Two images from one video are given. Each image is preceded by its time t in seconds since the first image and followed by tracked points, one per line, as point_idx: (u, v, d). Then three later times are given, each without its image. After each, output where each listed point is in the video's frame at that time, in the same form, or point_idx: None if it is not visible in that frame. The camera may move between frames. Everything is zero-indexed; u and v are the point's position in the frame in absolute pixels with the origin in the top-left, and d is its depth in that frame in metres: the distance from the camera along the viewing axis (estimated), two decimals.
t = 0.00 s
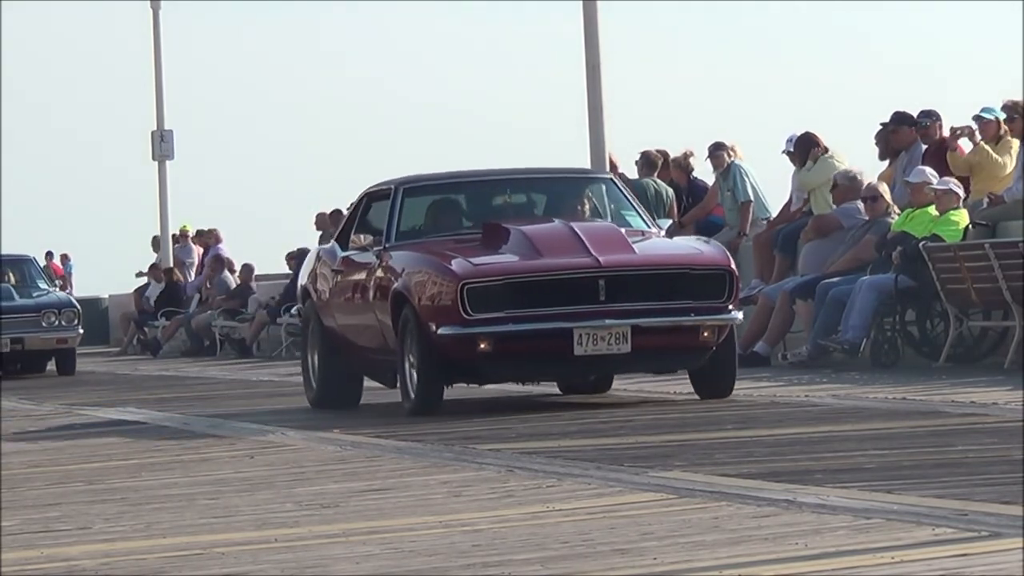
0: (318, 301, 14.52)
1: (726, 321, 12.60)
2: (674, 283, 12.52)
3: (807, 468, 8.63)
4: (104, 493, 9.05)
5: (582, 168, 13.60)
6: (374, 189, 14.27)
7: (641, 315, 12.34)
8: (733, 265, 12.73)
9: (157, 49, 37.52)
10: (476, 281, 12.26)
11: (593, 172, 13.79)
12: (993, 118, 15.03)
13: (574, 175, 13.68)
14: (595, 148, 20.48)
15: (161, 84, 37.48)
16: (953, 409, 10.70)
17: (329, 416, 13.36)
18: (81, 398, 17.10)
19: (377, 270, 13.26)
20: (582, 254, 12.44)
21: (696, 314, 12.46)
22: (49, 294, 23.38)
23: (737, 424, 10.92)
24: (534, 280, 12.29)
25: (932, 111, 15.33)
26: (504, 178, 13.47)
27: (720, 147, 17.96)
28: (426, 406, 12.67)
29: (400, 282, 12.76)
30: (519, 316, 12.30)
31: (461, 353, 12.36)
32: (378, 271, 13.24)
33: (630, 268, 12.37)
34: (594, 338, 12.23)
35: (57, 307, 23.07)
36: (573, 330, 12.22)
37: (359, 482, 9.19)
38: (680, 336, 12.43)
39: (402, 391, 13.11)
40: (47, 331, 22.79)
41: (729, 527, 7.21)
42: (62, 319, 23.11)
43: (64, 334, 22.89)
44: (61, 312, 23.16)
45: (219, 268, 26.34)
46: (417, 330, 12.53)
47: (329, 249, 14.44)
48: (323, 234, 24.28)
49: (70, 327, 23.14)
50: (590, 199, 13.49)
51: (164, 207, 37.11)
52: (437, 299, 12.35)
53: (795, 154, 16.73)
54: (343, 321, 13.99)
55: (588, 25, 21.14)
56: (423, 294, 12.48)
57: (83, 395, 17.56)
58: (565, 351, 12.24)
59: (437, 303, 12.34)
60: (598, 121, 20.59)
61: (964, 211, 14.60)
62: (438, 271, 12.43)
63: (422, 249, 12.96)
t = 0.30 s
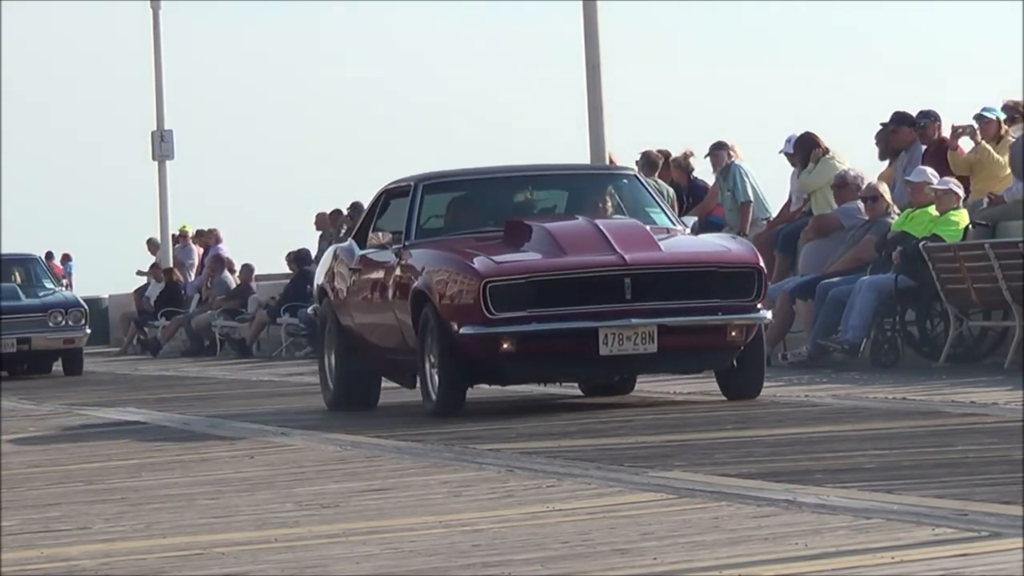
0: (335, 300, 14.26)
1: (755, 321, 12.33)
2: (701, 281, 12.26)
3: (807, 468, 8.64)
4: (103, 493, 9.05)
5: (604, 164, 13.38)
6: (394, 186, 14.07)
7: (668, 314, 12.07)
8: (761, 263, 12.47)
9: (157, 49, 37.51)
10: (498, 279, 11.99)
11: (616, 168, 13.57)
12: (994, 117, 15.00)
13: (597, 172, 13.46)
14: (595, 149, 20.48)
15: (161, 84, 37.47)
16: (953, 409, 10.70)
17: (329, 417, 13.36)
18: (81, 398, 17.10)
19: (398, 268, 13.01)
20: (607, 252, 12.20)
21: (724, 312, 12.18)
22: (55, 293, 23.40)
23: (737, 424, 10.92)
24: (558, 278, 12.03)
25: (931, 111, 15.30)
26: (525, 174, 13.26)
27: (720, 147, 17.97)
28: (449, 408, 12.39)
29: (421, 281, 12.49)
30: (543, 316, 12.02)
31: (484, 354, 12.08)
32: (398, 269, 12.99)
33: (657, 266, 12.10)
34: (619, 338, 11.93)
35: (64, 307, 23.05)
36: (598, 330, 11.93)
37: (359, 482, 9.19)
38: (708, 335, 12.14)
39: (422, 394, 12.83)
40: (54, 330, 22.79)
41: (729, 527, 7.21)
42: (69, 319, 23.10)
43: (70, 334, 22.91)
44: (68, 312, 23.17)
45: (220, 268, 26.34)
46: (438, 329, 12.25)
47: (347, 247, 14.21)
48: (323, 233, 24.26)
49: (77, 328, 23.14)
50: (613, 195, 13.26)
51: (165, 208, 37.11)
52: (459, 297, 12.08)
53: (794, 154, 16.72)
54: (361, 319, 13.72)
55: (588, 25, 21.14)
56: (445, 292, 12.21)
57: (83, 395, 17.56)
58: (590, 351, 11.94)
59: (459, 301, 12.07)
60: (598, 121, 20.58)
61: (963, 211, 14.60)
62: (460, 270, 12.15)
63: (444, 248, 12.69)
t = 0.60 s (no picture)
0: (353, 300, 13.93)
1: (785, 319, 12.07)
2: (733, 279, 12.01)
3: (807, 468, 8.64)
4: (104, 493, 9.05)
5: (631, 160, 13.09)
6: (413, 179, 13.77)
7: (697, 313, 11.81)
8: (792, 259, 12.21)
9: (157, 49, 37.50)
10: (524, 275, 11.68)
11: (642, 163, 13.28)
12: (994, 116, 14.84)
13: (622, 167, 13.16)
14: (595, 149, 20.49)
15: (162, 84, 37.47)
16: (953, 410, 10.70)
17: (330, 417, 13.39)
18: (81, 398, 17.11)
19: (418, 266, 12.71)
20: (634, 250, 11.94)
21: (755, 311, 11.92)
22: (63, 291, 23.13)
23: (737, 425, 10.93)
24: (584, 275, 11.74)
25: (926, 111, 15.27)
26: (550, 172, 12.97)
27: (719, 146, 18.00)
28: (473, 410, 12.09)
29: (442, 279, 12.17)
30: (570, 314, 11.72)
31: (508, 353, 11.74)
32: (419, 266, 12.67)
33: (687, 264, 11.85)
34: (648, 337, 11.66)
35: (71, 307, 22.71)
36: (626, 328, 11.64)
37: (359, 482, 9.19)
38: (738, 334, 11.89)
39: (446, 394, 12.52)
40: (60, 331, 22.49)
41: (728, 527, 7.21)
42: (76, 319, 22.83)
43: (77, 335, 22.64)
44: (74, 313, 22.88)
45: (219, 268, 26.32)
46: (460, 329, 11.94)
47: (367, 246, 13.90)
48: (323, 232, 24.23)
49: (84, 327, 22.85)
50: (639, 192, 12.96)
51: (165, 209, 37.11)
52: (482, 295, 11.75)
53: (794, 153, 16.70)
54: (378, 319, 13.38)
55: (588, 25, 21.13)
56: (468, 289, 11.88)
57: (83, 395, 17.56)
58: (618, 350, 11.65)
59: (482, 299, 11.73)
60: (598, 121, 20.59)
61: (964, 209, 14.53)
62: (483, 266, 11.84)
63: (465, 244, 12.39)
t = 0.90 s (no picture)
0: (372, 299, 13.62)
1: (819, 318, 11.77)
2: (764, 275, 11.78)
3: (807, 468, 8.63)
4: (104, 493, 9.05)
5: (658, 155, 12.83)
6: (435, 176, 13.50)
7: (727, 310, 11.59)
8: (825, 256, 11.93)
9: (157, 49, 37.50)
10: (549, 272, 11.55)
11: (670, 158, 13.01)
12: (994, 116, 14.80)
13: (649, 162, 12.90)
14: (594, 149, 20.50)
15: (161, 84, 37.46)
16: (953, 409, 10.70)
17: (331, 416, 13.39)
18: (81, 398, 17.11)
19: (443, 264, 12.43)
20: (662, 245, 11.78)
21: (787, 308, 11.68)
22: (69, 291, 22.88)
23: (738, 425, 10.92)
24: (610, 271, 11.61)
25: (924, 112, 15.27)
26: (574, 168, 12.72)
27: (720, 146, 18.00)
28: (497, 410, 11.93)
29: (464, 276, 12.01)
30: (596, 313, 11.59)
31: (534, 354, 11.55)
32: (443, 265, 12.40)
33: (717, 260, 11.68)
34: (676, 335, 11.50)
35: (78, 307, 22.59)
36: (654, 326, 11.50)
37: (359, 482, 9.19)
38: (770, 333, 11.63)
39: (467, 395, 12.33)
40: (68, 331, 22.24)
41: (728, 527, 7.21)
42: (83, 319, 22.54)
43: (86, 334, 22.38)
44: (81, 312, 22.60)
45: (219, 268, 26.31)
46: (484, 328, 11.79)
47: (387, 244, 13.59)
48: (323, 232, 24.23)
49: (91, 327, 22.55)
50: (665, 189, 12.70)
51: (165, 209, 37.12)
52: (507, 292, 11.61)
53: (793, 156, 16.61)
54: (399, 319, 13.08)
55: (588, 25, 21.15)
56: (491, 286, 11.73)
57: (82, 395, 17.55)
58: (646, 349, 11.47)
59: (506, 297, 11.59)
60: (598, 120, 20.59)
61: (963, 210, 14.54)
62: (507, 263, 11.68)
63: (486, 240, 12.22)
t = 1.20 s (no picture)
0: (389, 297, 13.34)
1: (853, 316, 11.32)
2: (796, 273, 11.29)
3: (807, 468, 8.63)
4: (104, 493, 9.05)
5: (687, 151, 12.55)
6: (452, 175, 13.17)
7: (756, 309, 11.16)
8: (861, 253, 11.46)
9: (156, 49, 37.49)
10: (576, 271, 11.19)
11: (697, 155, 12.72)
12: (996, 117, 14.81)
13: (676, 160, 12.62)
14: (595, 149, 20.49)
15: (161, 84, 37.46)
16: (952, 409, 10.70)
17: (331, 417, 13.39)
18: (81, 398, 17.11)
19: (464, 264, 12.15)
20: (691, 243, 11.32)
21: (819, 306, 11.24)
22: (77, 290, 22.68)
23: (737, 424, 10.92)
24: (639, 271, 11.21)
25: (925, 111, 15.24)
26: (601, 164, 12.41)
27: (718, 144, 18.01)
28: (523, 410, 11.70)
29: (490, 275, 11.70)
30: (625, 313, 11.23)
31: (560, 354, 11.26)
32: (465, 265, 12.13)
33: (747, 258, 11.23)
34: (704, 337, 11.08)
35: (86, 306, 22.28)
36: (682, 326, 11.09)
37: (359, 482, 9.18)
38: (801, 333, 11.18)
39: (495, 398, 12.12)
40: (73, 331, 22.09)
41: (728, 527, 7.20)
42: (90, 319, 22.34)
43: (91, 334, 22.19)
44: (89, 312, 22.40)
45: (219, 268, 26.38)
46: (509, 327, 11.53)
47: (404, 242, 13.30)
48: (323, 232, 24.25)
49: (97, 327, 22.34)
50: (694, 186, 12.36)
51: (165, 210, 37.11)
52: (533, 292, 11.27)
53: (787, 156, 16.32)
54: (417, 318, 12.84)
55: (588, 24, 21.14)
56: (517, 285, 11.40)
57: (83, 395, 17.55)
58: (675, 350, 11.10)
59: (533, 296, 11.27)
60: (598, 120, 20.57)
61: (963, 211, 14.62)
62: (533, 262, 11.34)
63: (512, 239, 11.87)
